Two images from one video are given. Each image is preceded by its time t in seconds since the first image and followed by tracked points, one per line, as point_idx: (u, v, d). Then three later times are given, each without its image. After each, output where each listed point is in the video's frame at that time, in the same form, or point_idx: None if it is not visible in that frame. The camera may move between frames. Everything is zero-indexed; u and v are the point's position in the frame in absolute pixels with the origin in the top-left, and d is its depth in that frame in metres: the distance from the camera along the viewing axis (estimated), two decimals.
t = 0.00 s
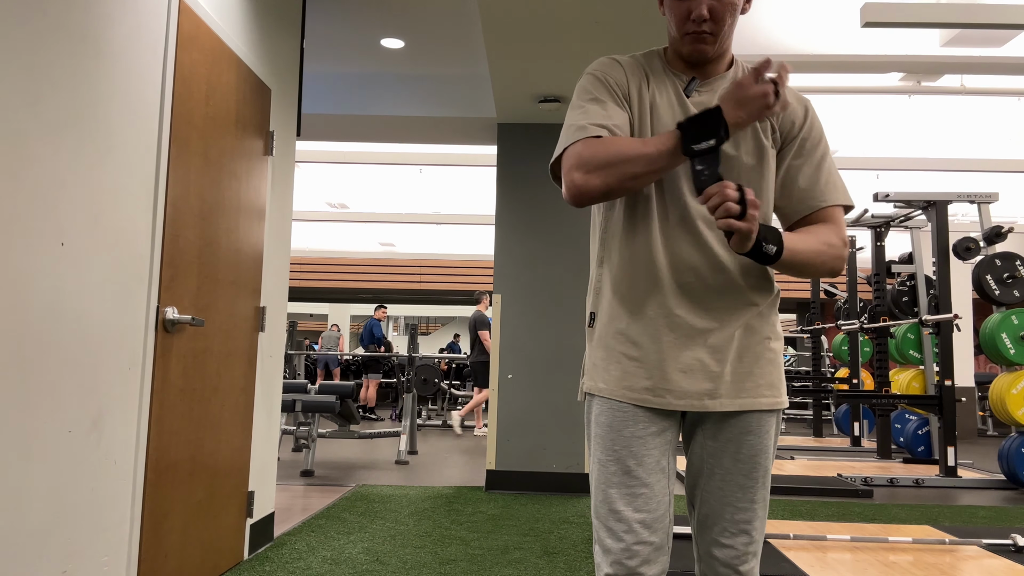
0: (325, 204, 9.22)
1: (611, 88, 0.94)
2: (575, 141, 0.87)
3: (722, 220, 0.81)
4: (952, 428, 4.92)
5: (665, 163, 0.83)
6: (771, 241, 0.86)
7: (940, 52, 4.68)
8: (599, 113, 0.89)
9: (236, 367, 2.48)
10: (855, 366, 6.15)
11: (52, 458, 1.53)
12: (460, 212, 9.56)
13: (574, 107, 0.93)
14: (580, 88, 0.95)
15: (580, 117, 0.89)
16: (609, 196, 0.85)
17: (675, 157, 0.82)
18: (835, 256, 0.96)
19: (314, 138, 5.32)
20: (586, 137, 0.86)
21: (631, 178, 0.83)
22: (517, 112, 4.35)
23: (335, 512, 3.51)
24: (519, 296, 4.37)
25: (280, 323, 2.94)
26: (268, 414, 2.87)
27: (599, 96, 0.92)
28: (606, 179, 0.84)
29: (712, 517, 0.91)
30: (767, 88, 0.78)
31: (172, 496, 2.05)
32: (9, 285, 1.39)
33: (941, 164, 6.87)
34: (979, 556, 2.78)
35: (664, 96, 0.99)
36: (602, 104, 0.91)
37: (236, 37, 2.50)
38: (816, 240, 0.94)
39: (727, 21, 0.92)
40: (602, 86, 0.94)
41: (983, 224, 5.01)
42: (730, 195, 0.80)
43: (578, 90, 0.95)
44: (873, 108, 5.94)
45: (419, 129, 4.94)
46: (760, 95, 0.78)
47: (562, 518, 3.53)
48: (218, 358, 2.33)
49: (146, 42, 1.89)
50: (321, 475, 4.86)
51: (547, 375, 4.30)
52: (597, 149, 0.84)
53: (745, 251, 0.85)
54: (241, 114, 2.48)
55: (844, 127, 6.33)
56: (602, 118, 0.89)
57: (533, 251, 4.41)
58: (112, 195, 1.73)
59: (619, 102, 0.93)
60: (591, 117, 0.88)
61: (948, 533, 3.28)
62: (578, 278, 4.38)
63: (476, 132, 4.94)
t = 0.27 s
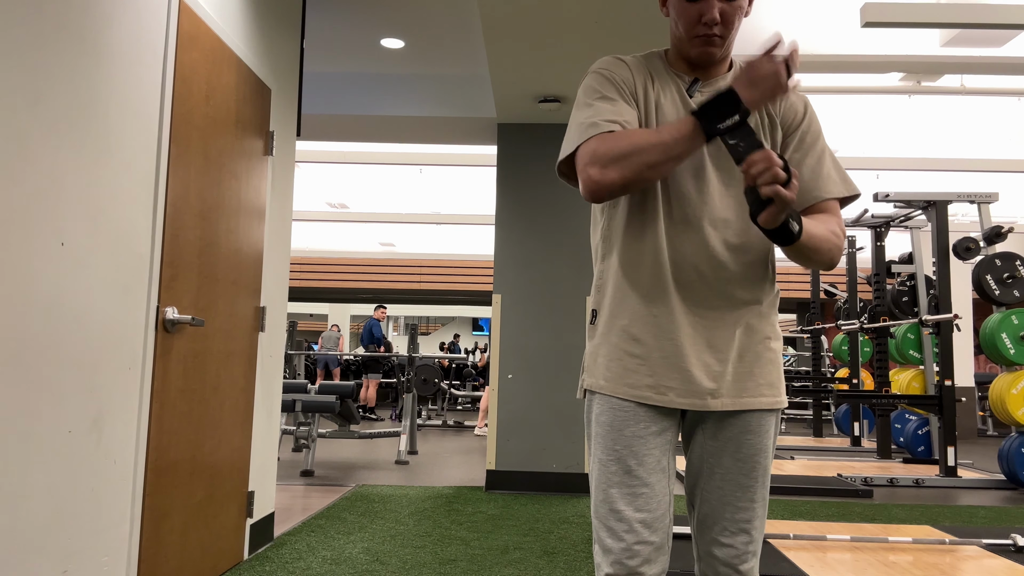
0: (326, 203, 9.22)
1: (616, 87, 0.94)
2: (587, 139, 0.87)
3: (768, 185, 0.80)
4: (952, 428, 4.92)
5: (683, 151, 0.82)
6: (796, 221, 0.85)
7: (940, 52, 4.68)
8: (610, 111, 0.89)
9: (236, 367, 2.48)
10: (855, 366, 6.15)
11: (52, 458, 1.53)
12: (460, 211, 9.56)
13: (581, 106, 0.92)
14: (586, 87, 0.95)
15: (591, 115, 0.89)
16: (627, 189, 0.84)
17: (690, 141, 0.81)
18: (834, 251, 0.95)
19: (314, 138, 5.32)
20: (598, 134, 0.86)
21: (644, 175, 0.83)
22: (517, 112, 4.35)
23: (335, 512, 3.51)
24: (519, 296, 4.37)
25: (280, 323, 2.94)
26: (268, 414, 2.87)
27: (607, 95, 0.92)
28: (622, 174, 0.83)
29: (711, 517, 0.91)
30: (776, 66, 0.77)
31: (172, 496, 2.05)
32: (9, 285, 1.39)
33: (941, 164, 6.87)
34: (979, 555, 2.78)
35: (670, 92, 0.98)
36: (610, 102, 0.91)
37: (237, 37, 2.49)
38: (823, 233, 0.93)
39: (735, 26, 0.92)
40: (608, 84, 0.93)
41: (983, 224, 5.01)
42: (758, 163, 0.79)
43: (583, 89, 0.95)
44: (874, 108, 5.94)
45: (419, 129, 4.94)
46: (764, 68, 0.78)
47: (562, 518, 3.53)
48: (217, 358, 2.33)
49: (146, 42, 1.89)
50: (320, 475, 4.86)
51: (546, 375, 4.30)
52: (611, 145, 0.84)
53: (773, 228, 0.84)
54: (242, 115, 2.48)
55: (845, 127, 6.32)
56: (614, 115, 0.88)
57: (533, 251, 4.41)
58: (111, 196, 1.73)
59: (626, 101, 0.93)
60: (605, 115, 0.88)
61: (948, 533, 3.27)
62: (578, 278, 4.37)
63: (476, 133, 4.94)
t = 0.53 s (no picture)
0: (326, 204, 9.22)
1: (612, 90, 0.94)
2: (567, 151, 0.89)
3: (772, 149, 0.80)
4: (952, 428, 4.92)
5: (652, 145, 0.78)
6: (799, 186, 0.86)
7: (941, 52, 4.68)
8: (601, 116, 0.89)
9: (237, 367, 2.48)
10: (855, 366, 6.15)
11: (53, 458, 1.53)
12: (460, 211, 9.56)
13: (574, 110, 0.92)
14: (579, 93, 0.95)
15: (581, 120, 0.89)
16: (607, 194, 0.83)
17: (660, 138, 0.77)
18: (832, 251, 0.96)
19: (315, 138, 5.32)
20: (581, 143, 0.87)
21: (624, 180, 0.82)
22: (517, 112, 4.35)
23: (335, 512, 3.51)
24: (519, 296, 4.37)
25: (280, 323, 2.94)
26: (268, 414, 2.87)
27: (600, 99, 0.92)
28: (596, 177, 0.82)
29: (713, 516, 0.91)
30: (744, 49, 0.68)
31: (172, 496, 2.05)
32: (8, 285, 1.39)
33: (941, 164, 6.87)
34: (979, 556, 2.78)
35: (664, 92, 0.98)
36: (605, 107, 0.91)
37: (237, 37, 2.49)
38: (824, 225, 0.93)
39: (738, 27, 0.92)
40: (604, 88, 0.93)
41: (983, 224, 5.01)
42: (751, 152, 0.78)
43: (579, 92, 0.95)
44: (875, 108, 5.94)
45: (419, 129, 4.94)
46: (726, 51, 0.69)
47: (562, 518, 3.53)
48: (218, 358, 2.33)
49: (146, 42, 1.89)
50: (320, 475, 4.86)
51: (546, 375, 4.30)
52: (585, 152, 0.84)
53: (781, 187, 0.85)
54: (242, 115, 2.48)
55: (845, 127, 6.32)
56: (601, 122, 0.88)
57: (533, 251, 4.41)
58: (111, 196, 1.73)
59: (623, 104, 0.93)
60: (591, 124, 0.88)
61: (948, 533, 3.27)
62: (578, 278, 4.37)
63: (476, 133, 4.94)
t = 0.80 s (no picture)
0: (326, 203, 9.21)
1: (615, 93, 0.93)
2: (585, 168, 0.89)
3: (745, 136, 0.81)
4: (953, 428, 4.92)
5: (672, 171, 0.78)
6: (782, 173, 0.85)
7: (941, 52, 4.68)
8: (607, 126, 0.89)
9: (237, 367, 2.48)
10: (855, 366, 6.15)
11: (53, 458, 1.53)
12: (460, 211, 9.56)
13: (582, 119, 0.92)
14: (582, 101, 0.95)
15: (589, 135, 0.89)
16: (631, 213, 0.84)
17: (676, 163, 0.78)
18: (820, 245, 0.94)
19: (315, 137, 5.32)
20: (603, 159, 0.86)
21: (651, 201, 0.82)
22: (517, 112, 4.35)
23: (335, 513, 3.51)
24: (519, 296, 4.37)
25: (280, 323, 2.94)
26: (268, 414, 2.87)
27: (605, 105, 0.91)
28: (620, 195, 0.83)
29: (713, 516, 0.91)
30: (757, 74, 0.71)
31: (171, 496, 2.05)
32: (8, 285, 1.39)
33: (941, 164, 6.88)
34: (979, 556, 2.78)
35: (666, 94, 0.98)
36: (609, 113, 0.91)
37: (237, 36, 2.49)
38: (812, 219, 0.91)
39: (740, 20, 0.92)
40: (605, 92, 0.93)
41: (983, 224, 5.01)
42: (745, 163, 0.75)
43: (581, 100, 0.95)
44: (875, 108, 5.94)
45: (420, 129, 4.94)
46: (740, 76, 0.72)
47: (562, 518, 3.53)
48: (217, 358, 2.33)
49: (146, 42, 1.89)
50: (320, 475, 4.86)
51: (546, 375, 4.30)
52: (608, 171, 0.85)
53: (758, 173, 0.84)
54: (242, 115, 2.48)
55: (845, 127, 6.32)
56: (608, 132, 0.88)
57: (533, 251, 4.41)
58: (111, 196, 1.73)
59: (629, 106, 0.93)
60: (600, 136, 0.88)
61: (948, 533, 3.27)
62: (578, 278, 4.37)
63: (476, 132, 4.94)
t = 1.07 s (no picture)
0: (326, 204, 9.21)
1: (615, 94, 0.93)
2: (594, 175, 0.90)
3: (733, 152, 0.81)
4: (953, 428, 4.92)
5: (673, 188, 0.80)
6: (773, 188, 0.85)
7: (940, 52, 4.68)
8: (608, 132, 0.90)
9: (237, 368, 2.48)
10: (855, 366, 6.15)
11: (53, 458, 1.53)
12: (460, 211, 9.55)
13: (585, 125, 0.92)
14: (583, 106, 0.95)
15: (591, 144, 0.90)
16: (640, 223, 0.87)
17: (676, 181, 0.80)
18: (802, 248, 0.94)
19: (314, 137, 5.32)
20: (612, 167, 0.88)
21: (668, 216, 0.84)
22: (517, 112, 4.35)
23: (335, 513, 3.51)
24: (519, 296, 4.37)
25: (280, 323, 2.94)
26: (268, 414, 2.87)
27: (605, 108, 0.92)
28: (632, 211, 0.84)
29: (711, 517, 0.91)
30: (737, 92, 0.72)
31: (171, 496, 2.05)
32: (8, 285, 1.39)
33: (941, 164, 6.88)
34: (979, 556, 2.78)
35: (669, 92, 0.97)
36: (609, 117, 0.91)
37: (236, 36, 2.49)
38: (797, 218, 0.90)
39: (742, 21, 0.92)
40: (605, 95, 0.94)
41: (983, 224, 5.00)
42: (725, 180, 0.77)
43: (583, 103, 0.95)
44: (875, 108, 5.93)
45: (420, 129, 4.94)
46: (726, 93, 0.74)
47: (562, 518, 3.53)
48: (218, 358, 2.33)
49: (146, 42, 1.89)
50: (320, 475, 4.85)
51: (546, 375, 4.29)
52: (616, 186, 0.86)
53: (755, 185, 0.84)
54: (242, 115, 2.48)
55: (845, 127, 6.32)
56: (610, 139, 0.89)
57: (533, 251, 4.41)
58: (111, 195, 1.73)
59: (630, 106, 0.92)
60: (602, 144, 0.89)
61: (948, 533, 3.27)
62: (578, 278, 4.37)
63: (476, 132, 4.93)
